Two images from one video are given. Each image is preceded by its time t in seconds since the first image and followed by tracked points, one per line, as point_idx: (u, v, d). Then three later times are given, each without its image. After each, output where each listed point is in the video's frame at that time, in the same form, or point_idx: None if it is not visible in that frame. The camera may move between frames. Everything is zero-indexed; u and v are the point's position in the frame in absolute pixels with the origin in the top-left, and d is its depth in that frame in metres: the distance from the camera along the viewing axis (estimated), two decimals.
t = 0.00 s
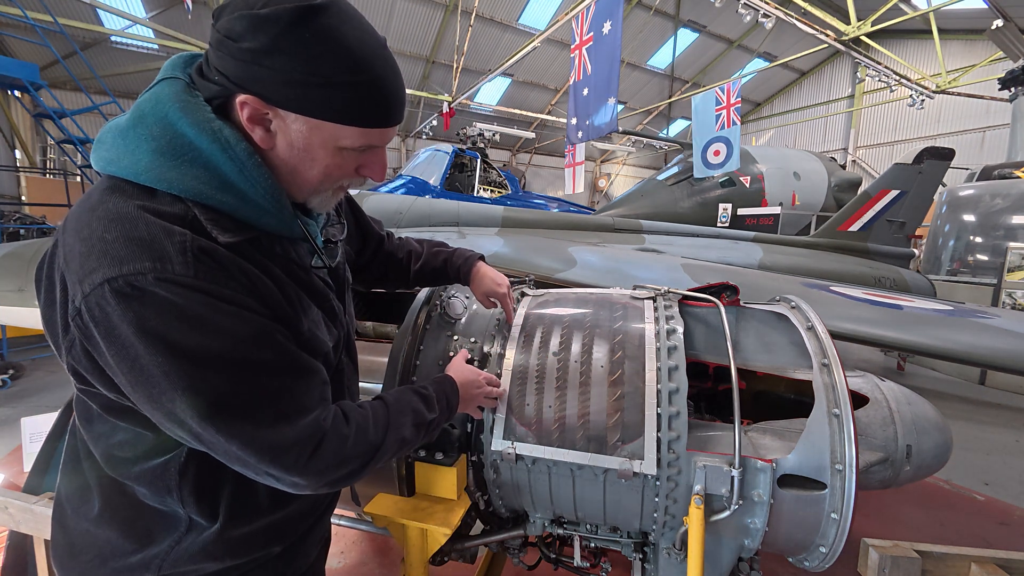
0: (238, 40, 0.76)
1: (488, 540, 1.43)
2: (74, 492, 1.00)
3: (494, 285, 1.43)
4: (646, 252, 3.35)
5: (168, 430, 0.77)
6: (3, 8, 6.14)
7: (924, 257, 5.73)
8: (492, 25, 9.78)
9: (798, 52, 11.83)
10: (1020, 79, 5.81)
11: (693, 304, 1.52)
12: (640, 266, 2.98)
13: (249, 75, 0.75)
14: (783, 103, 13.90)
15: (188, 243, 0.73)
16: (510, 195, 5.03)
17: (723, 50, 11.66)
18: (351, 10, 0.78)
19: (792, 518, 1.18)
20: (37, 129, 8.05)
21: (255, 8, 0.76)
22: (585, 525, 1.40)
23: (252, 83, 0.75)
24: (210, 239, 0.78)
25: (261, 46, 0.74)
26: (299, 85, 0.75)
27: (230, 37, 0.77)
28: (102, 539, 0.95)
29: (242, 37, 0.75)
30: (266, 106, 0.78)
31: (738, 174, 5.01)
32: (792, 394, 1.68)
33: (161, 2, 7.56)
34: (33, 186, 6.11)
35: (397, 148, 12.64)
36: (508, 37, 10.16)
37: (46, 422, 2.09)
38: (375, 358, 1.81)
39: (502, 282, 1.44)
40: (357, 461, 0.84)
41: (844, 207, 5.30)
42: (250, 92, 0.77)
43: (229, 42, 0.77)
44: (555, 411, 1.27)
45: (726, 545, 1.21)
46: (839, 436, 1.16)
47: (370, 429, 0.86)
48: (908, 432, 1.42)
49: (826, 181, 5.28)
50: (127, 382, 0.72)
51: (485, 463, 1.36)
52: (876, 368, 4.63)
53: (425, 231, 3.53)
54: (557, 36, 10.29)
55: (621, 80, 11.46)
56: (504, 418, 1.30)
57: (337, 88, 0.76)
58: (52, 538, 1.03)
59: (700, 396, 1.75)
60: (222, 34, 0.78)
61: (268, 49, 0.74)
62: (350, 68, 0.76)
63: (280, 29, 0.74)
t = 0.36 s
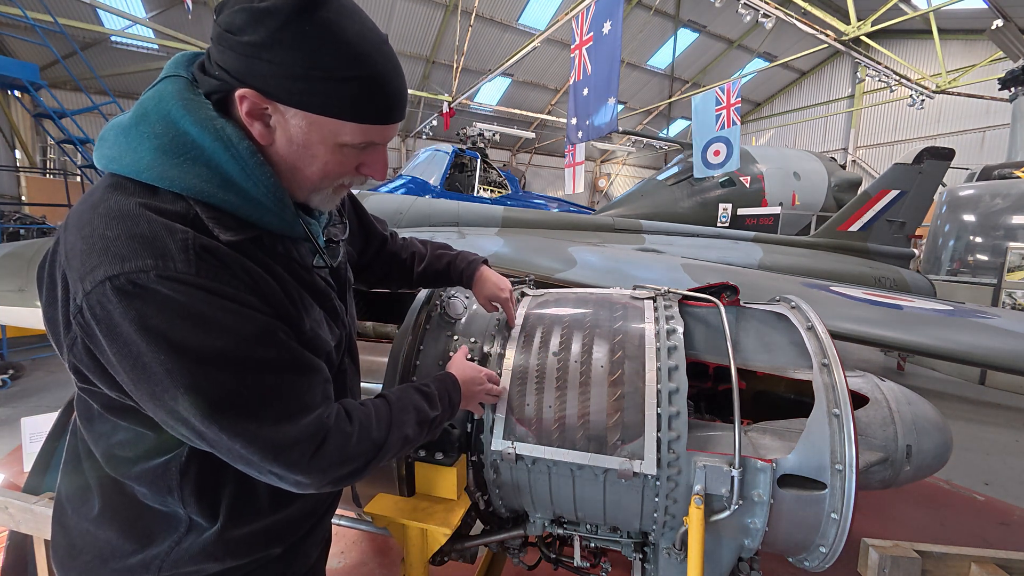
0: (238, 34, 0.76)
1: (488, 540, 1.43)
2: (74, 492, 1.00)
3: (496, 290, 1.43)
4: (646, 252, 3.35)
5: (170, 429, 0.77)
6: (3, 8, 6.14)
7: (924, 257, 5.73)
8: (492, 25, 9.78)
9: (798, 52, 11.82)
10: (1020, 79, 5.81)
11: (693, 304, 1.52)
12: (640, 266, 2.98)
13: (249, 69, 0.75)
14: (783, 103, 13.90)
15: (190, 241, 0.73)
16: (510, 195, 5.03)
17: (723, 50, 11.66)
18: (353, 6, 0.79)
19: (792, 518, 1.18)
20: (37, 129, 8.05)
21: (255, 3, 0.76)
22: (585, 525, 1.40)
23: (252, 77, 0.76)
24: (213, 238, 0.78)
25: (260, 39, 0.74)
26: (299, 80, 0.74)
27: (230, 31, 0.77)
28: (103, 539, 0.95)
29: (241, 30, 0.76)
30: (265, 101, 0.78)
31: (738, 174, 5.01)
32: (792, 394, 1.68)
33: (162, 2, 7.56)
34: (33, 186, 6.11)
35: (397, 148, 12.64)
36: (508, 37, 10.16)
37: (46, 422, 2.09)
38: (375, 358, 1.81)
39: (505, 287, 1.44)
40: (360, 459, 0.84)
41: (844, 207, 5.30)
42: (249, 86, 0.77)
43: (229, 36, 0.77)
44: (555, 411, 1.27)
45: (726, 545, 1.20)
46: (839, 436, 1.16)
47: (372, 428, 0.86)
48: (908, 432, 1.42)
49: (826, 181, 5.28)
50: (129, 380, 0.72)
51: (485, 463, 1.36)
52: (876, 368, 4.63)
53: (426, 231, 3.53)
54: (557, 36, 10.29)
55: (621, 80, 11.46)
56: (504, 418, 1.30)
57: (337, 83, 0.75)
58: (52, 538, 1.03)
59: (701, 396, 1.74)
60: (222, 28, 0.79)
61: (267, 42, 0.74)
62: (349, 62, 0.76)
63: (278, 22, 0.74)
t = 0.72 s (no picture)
0: (236, 33, 0.76)
1: (488, 540, 1.43)
2: (77, 491, 1.00)
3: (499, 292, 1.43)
4: (646, 252, 3.35)
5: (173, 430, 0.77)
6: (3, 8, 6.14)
7: (924, 257, 5.73)
8: (492, 25, 9.77)
9: (798, 52, 11.82)
10: (1020, 79, 5.80)
11: (693, 304, 1.52)
12: (640, 266, 2.98)
13: (249, 68, 0.75)
14: (783, 103, 13.90)
15: (192, 241, 0.74)
16: (510, 195, 5.03)
17: (723, 50, 11.66)
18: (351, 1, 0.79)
19: (792, 518, 1.18)
20: (37, 129, 8.05)
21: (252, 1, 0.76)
22: (585, 525, 1.40)
23: (252, 77, 0.76)
24: (214, 238, 0.78)
25: (258, 37, 0.74)
26: (299, 77, 0.74)
27: (229, 31, 0.77)
28: (105, 539, 0.95)
29: (239, 29, 0.76)
30: (267, 101, 0.78)
31: (738, 174, 5.01)
32: (792, 394, 1.68)
33: (162, 2, 7.56)
34: (33, 186, 6.11)
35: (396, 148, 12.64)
36: (508, 37, 10.15)
37: (46, 422, 2.09)
38: (375, 358, 1.81)
39: (507, 288, 1.44)
40: (363, 461, 0.84)
41: (844, 207, 5.30)
42: (250, 86, 0.77)
43: (228, 36, 0.77)
44: (555, 411, 1.28)
45: (726, 546, 1.20)
46: (839, 436, 1.16)
47: (376, 428, 0.86)
48: (908, 432, 1.42)
49: (826, 181, 5.28)
50: (131, 381, 0.72)
51: (485, 463, 1.36)
52: (876, 368, 4.63)
53: (426, 231, 3.53)
54: (557, 36, 10.28)
55: (622, 79, 11.46)
56: (504, 418, 1.30)
57: (338, 78, 0.75)
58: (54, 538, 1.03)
59: (701, 396, 1.74)
60: (221, 29, 0.79)
61: (266, 40, 0.74)
62: (349, 58, 0.76)
63: (276, 19, 0.74)
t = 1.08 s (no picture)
0: (232, 32, 0.76)
1: (488, 540, 1.43)
2: (79, 491, 1.00)
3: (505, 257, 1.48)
4: (646, 252, 3.35)
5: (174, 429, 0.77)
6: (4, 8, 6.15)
7: (924, 257, 5.74)
8: (492, 25, 9.77)
9: (798, 52, 11.82)
10: (1020, 79, 5.80)
11: (693, 304, 1.51)
12: (640, 265, 2.98)
13: (247, 67, 0.75)
14: (783, 103, 13.90)
15: (189, 239, 0.74)
16: (510, 195, 5.03)
17: (723, 50, 11.66)
18: None
19: (792, 518, 1.18)
20: (37, 129, 8.04)
21: None
22: (585, 525, 1.40)
23: (251, 76, 0.76)
24: (213, 236, 0.78)
25: (255, 37, 0.74)
26: (298, 76, 0.74)
27: (225, 29, 0.77)
28: (108, 538, 0.95)
29: (236, 29, 0.76)
30: (267, 100, 0.78)
31: (738, 174, 5.01)
32: (792, 394, 1.68)
33: (162, 2, 7.55)
34: (33, 186, 6.11)
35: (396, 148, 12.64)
36: (508, 37, 10.15)
37: (46, 422, 2.09)
38: (375, 358, 1.82)
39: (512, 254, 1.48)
40: (369, 470, 0.82)
41: (844, 207, 5.31)
42: (248, 85, 0.77)
43: (224, 35, 0.77)
44: (555, 411, 1.28)
45: (726, 545, 1.20)
46: (839, 435, 1.16)
47: (382, 438, 0.84)
48: (908, 432, 1.42)
49: (826, 181, 5.28)
50: (131, 382, 0.72)
51: (485, 463, 1.36)
52: (876, 368, 4.63)
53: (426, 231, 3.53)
54: (557, 36, 10.28)
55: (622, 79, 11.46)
56: (504, 418, 1.30)
57: (338, 75, 0.75)
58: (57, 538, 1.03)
59: (700, 396, 1.74)
60: (217, 27, 0.78)
61: (263, 39, 0.74)
62: (347, 55, 0.76)
63: (273, 18, 0.74)
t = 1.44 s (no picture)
0: (239, 33, 0.76)
1: (488, 540, 1.43)
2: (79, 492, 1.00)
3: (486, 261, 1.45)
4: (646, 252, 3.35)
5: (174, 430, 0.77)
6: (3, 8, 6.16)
7: (924, 257, 5.73)
8: (492, 25, 9.77)
9: (798, 52, 11.82)
10: (1020, 79, 5.80)
11: (693, 304, 1.51)
12: (640, 266, 2.98)
13: (252, 67, 0.75)
14: (783, 103, 13.90)
15: (192, 240, 0.73)
16: (510, 195, 5.03)
17: (723, 50, 11.65)
18: None
19: (792, 518, 1.18)
20: (37, 129, 8.04)
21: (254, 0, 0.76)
22: (585, 525, 1.40)
23: (256, 76, 0.75)
24: (216, 237, 0.78)
25: (262, 38, 0.74)
26: (304, 77, 0.74)
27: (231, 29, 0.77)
28: (106, 541, 0.94)
29: (243, 30, 0.76)
30: (272, 101, 0.78)
31: (738, 174, 5.01)
32: (792, 394, 1.68)
33: (161, 2, 7.55)
34: (33, 186, 6.11)
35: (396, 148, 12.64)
36: (508, 37, 10.15)
37: (45, 422, 2.09)
38: (375, 358, 1.82)
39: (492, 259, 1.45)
40: (365, 463, 0.84)
41: (844, 207, 5.31)
42: (254, 86, 0.77)
43: (231, 35, 0.77)
44: (555, 411, 1.28)
45: (726, 545, 1.20)
46: (839, 436, 1.16)
47: (376, 431, 0.86)
48: (908, 432, 1.42)
49: (826, 181, 5.28)
50: (131, 383, 0.72)
51: (485, 463, 1.36)
52: (876, 368, 4.63)
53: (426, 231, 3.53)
54: (557, 36, 10.28)
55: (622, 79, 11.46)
56: (504, 418, 1.30)
57: (343, 77, 0.75)
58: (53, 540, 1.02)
59: (700, 396, 1.74)
60: (223, 28, 0.79)
61: (270, 40, 0.74)
62: (353, 57, 0.76)
63: (279, 19, 0.74)
